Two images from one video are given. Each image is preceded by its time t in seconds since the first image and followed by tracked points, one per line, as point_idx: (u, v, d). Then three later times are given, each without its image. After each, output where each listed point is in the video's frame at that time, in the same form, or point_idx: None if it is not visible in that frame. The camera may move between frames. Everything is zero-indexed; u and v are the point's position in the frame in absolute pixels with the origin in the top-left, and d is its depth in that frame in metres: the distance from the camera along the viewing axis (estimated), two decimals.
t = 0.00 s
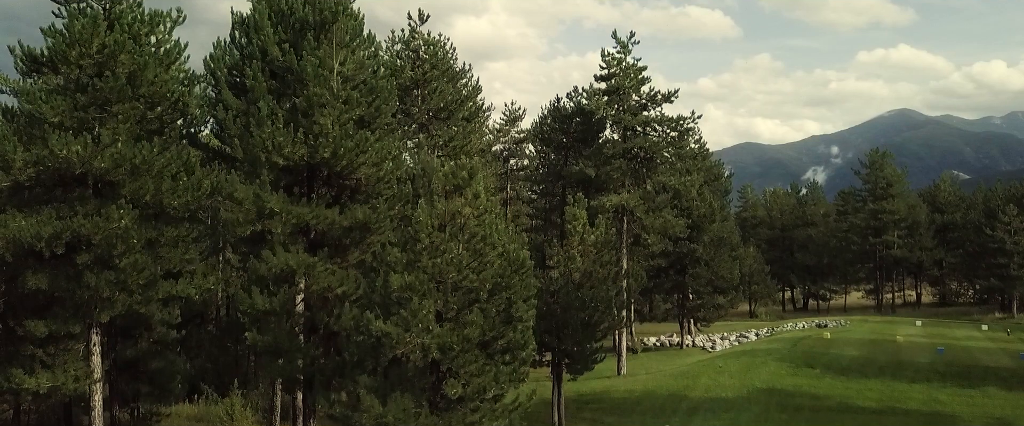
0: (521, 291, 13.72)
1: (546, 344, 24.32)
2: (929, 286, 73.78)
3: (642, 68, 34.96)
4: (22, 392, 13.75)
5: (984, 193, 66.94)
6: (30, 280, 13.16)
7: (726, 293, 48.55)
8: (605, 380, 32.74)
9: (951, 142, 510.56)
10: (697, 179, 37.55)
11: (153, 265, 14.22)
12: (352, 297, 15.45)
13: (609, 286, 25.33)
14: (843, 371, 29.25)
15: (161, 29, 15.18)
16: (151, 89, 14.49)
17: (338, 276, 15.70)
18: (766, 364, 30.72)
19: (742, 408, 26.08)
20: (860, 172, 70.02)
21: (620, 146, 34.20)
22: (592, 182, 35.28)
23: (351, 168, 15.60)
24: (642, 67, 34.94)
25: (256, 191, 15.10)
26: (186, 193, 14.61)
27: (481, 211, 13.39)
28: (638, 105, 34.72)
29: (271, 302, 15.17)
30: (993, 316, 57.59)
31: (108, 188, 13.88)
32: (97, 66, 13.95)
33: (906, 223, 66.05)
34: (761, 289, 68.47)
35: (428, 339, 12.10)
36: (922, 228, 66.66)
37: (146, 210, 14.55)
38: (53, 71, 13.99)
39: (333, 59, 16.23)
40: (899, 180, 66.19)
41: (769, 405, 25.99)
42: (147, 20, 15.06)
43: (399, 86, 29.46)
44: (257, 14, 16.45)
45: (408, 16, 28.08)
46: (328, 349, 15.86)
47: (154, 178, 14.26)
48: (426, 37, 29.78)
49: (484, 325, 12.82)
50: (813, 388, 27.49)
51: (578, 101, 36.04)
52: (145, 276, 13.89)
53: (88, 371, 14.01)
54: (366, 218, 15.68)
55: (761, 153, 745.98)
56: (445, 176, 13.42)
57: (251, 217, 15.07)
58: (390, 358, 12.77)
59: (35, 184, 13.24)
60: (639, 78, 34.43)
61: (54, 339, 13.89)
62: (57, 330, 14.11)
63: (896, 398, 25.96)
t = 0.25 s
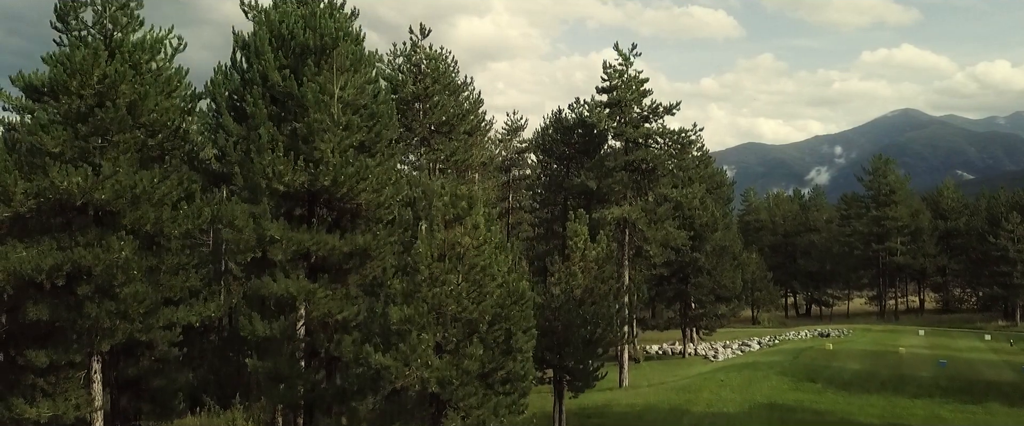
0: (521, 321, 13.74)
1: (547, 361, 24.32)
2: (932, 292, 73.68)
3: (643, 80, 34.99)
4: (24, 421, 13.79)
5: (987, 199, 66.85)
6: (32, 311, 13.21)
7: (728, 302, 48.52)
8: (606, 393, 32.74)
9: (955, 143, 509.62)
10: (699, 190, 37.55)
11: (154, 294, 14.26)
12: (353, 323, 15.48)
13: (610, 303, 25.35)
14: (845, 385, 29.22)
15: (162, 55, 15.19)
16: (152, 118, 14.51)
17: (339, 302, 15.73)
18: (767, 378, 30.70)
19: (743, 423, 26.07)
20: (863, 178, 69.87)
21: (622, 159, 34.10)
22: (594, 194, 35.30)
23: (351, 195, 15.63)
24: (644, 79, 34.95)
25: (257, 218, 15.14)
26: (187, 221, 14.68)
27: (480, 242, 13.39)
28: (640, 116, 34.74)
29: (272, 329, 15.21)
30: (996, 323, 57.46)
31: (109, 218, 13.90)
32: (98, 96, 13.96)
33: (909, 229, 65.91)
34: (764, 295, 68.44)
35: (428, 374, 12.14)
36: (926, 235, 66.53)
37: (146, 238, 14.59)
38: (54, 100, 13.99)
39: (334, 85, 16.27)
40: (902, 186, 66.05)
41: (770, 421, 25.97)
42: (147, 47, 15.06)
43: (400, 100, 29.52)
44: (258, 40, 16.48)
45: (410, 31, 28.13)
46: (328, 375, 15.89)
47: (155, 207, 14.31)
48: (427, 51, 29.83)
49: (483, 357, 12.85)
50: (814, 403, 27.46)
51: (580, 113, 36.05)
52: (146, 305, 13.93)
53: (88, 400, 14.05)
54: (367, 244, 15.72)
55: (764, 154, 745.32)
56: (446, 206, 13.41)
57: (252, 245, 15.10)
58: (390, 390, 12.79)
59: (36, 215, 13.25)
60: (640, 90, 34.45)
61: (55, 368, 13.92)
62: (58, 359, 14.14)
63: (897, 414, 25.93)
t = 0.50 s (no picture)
0: (520, 347, 13.74)
1: (548, 375, 24.33)
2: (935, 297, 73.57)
3: (645, 89, 34.94)
4: None
5: (990, 204, 66.76)
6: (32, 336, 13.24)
7: (730, 310, 48.48)
8: (608, 403, 32.73)
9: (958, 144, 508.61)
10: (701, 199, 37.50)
11: (155, 317, 14.30)
12: (353, 345, 15.49)
13: (611, 316, 25.32)
14: (846, 397, 29.21)
15: (162, 77, 15.22)
16: (152, 141, 14.55)
17: (339, 323, 15.78)
18: (769, 390, 30.69)
19: None
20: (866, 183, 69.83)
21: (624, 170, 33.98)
22: (595, 203, 35.29)
23: (352, 216, 15.67)
24: (646, 88, 34.91)
25: (258, 242, 15.14)
26: (187, 244, 14.73)
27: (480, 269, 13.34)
28: (641, 126, 34.65)
29: (273, 350, 15.22)
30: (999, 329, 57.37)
31: (110, 242, 13.94)
32: (98, 119, 14.00)
33: (912, 234, 65.83)
34: (766, 300, 68.35)
35: (427, 402, 12.20)
36: (929, 240, 66.43)
37: (147, 262, 14.63)
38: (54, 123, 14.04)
39: (334, 106, 16.29)
40: (904, 191, 65.96)
41: None
42: (149, 69, 15.10)
43: (402, 112, 29.57)
44: (259, 60, 16.52)
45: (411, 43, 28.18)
46: (329, 396, 15.88)
47: (155, 231, 14.36)
48: (428, 62, 29.87)
49: (482, 384, 12.90)
50: (815, 415, 27.44)
51: (582, 122, 36.07)
52: (146, 329, 13.95)
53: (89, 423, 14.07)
54: (367, 266, 15.77)
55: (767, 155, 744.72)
56: (445, 230, 13.39)
57: (252, 267, 15.11)
58: (390, 416, 12.81)
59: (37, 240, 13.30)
60: (642, 100, 34.40)
61: (56, 392, 13.96)
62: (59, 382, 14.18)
63: None
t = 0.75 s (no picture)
0: (520, 372, 13.74)
1: (549, 389, 24.33)
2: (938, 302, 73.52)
3: (646, 98, 34.91)
4: None
5: (993, 209, 66.69)
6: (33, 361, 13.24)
7: (732, 316, 48.45)
8: (609, 413, 32.73)
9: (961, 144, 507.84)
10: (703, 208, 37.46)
11: (155, 340, 14.31)
12: (353, 367, 15.49)
13: (613, 329, 25.32)
14: (848, 408, 29.21)
15: (163, 100, 15.25)
16: (153, 165, 14.58)
17: (339, 344, 15.78)
18: (770, 400, 30.69)
19: None
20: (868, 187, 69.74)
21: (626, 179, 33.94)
22: (597, 213, 35.28)
23: (352, 237, 15.70)
24: (647, 97, 34.89)
25: (258, 264, 15.16)
26: (187, 267, 14.77)
27: (480, 294, 13.35)
28: (643, 136, 34.59)
29: (273, 372, 15.23)
30: (1002, 335, 57.32)
31: (111, 266, 13.99)
32: (99, 144, 14.03)
33: (915, 239, 65.75)
34: (768, 305, 68.32)
35: None
36: (931, 245, 66.35)
37: (148, 285, 14.66)
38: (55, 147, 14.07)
39: (335, 126, 16.31)
40: (907, 196, 65.87)
41: None
42: (150, 91, 15.13)
43: (403, 123, 29.61)
44: (261, 80, 16.55)
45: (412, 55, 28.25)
46: (329, 418, 15.88)
47: (156, 254, 14.41)
48: (430, 74, 29.92)
49: (481, 410, 12.92)
50: None
51: (583, 131, 36.07)
52: (147, 353, 13.97)
53: None
54: (367, 287, 15.79)
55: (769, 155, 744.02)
56: (445, 255, 13.40)
57: (253, 289, 15.12)
58: None
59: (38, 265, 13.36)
60: (643, 109, 34.37)
61: (57, 417, 13.97)
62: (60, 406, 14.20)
63: None
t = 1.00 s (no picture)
0: (520, 401, 13.74)
1: (550, 405, 24.32)
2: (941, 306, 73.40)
3: (648, 109, 34.84)
4: None
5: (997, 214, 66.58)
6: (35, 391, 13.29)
7: (734, 324, 48.38)
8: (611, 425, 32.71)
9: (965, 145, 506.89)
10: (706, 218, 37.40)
11: (157, 367, 14.32)
12: (353, 392, 15.51)
13: (614, 344, 25.30)
14: (850, 422, 29.17)
15: (165, 125, 15.30)
16: (154, 191, 14.62)
17: (340, 369, 15.80)
18: (773, 413, 30.67)
19: None
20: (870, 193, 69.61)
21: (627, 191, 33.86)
22: (599, 223, 35.27)
23: (353, 262, 15.73)
24: (649, 108, 34.78)
25: (259, 290, 15.19)
26: (189, 294, 14.83)
27: (480, 323, 13.35)
28: (645, 147, 34.52)
29: (274, 396, 15.26)
30: (1006, 341, 57.21)
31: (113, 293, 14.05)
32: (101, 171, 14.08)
33: (918, 245, 65.61)
34: (771, 311, 68.24)
35: None
36: (935, 250, 66.20)
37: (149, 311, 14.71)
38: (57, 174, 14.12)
39: (336, 150, 16.32)
40: (910, 202, 65.72)
41: None
42: (152, 117, 15.18)
43: (405, 135, 29.68)
44: (263, 103, 16.62)
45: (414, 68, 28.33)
46: None
47: (157, 282, 14.48)
48: (432, 86, 30.01)
49: None
50: None
51: (585, 141, 36.05)
52: (149, 381, 13.97)
53: None
54: (367, 312, 15.81)
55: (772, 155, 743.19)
56: (445, 283, 13.41)
57: (254, 314, 15.15)
58: None
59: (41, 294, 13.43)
60: (646, 120, 34.28)
61: None
62: None
63: None
